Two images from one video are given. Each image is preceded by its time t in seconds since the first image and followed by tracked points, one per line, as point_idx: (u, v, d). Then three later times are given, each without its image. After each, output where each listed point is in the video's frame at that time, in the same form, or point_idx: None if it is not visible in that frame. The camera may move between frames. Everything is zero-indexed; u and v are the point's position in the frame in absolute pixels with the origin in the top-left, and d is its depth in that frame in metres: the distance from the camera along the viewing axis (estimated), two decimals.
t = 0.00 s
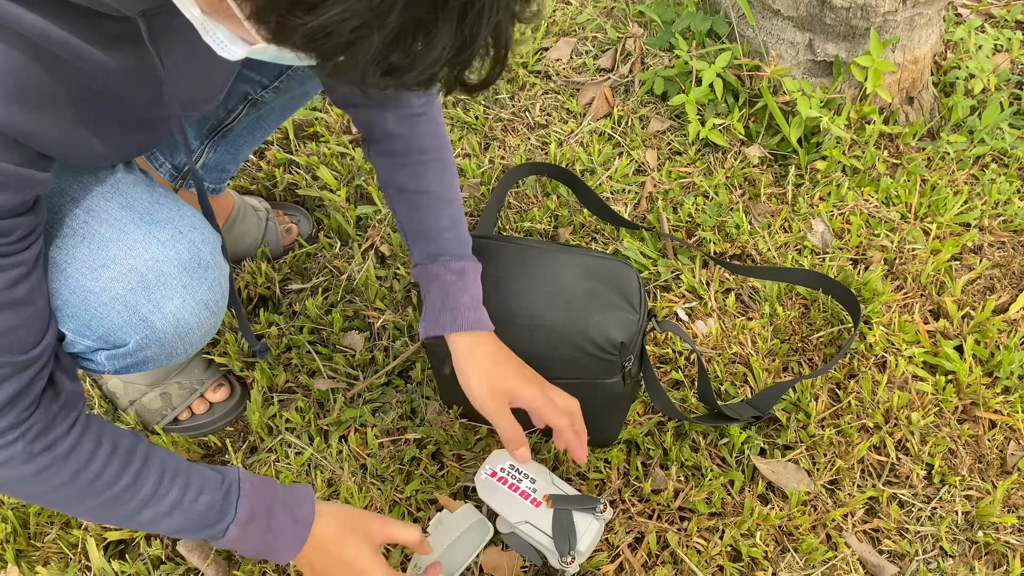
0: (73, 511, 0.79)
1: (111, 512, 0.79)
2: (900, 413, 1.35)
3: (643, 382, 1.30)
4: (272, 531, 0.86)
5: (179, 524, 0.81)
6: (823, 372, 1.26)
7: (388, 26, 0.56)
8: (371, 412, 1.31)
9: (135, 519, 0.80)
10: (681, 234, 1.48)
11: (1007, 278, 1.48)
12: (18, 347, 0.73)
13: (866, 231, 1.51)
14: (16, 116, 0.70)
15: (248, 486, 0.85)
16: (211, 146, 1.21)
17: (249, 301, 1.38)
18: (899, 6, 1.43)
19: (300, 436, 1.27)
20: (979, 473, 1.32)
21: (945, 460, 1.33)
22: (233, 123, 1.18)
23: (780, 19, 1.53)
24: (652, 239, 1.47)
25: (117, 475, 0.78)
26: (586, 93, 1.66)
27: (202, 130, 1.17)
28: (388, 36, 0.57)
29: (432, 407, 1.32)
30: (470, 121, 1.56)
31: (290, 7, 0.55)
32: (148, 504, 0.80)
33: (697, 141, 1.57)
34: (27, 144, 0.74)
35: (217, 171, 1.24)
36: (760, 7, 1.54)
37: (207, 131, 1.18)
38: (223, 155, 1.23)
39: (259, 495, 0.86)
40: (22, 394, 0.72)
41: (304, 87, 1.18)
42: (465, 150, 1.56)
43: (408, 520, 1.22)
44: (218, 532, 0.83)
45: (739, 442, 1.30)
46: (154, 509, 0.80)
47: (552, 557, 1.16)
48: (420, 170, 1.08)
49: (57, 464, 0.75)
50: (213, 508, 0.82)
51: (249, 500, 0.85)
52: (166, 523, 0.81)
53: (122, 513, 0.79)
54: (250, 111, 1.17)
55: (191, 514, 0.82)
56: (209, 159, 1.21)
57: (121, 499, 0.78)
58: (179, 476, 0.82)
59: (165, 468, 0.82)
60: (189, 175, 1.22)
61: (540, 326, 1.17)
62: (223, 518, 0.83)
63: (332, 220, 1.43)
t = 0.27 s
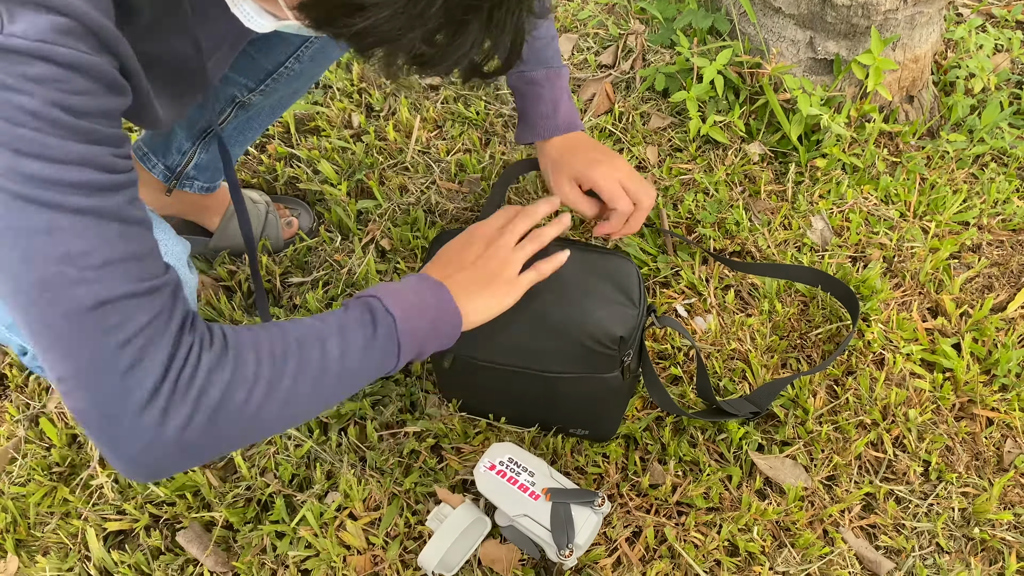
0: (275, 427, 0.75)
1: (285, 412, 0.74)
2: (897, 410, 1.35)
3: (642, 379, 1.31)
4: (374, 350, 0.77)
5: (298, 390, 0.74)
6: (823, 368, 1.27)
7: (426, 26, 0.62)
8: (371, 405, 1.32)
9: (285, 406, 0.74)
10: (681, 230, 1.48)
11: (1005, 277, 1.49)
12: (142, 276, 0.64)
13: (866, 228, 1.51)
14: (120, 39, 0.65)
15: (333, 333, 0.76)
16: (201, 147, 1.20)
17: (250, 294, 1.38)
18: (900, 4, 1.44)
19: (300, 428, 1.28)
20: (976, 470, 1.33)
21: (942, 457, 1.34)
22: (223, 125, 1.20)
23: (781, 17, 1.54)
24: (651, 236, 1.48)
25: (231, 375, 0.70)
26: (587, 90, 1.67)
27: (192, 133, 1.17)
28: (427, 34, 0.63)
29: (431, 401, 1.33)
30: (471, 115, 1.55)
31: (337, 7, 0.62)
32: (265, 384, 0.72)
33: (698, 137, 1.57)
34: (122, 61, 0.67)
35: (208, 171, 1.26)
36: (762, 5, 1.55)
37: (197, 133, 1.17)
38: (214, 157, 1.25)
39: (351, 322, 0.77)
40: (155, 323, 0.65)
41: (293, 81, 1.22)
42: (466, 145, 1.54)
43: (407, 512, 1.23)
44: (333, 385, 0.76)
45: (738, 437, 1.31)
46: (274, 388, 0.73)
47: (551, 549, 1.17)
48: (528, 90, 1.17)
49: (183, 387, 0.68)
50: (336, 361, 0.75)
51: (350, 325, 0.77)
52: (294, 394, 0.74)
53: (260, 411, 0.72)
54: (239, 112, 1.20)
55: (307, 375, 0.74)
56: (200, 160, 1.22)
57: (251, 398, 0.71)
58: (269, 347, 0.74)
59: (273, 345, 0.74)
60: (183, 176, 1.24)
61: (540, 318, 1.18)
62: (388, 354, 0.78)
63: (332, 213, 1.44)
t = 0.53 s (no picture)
0: (173, 437, 0.79)
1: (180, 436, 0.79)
2: (920, 435, 1.32)
3: (659, 394, 1.26)
4: (366, 377, 0.84)
5: (290, 404, 0.81)
6: (846, 388, 1.24)
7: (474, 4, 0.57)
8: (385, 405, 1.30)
9: (231, 419, 0.79)
10: (706, 240, 1.46)
11: None
12: (113, 292, 0.72)
13: (895, 247, 1.48)
14: (172, 45, 0.71)
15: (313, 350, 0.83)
16: (229, 137, 1.17)
17: (268, 286, 1.37)
18: (943, 19, 1.40)
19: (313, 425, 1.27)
20: (997, 500, 1.31)
21: (963, 485, 1.31)
22: (248, 117, 1.14)
23: (819, 28, 1.50)
24: (676, 244, 1.45)
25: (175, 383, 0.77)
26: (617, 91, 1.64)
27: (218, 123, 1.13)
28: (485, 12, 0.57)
29: (447, 404, 1.31)
30: (498, 113, 1.53)
31: None
32: (264, 396, 0.80)
33: (727, 146, 1.54)
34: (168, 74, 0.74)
35: (233, 163, 1.22)
36: (800, 13, 1.51)
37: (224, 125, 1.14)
38: (241, 147, 1.20)
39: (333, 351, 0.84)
40: (100, 321, 0.71)
41: (334, 55, 1.17)
42: (491, 143, 1.52)
43: (418, 515, 1.21)
44: (317, 403, 0.82)
45: (756, 455, 1.29)
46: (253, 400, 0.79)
47: (561, 561, 1.16)
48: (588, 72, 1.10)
49: (134, 393, 0.74)
50: (295, 377, 0.81)
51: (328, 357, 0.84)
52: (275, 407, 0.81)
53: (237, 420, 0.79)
54: (266, 105, 1.14)
55: (306, 390, 0.82)
56: (225, 151, 1.18)
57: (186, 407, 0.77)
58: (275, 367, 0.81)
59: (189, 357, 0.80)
60: (206, 168, 1.20)
61: (545, 360, 1.17)
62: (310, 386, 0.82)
63: (354, 208, 1.42)
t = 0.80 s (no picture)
0: (204, 425, 0.83)
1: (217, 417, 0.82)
2: (925, 437, 1.32)
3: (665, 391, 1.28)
4: (395, 346, 0.87)
5: (317, 381, 0.85)
6: (850, 391, 1.23)
7: None
8: (388, 408, 1.29)
9: (258, 402, 0.83)
10: (711, 241, 1.45)
11: None
12: (125, 296, 0.75)
13: (900, 247, 1.47)
14: (164, 45, 0.70)
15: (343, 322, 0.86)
16: (229, 139, 1.17)
17: (269, 288, 1.36)
18: (949, 19, 1.39)
19: (316, 428, 1.26)
20: (1003, 503, 1.30)
21: (969, 488, 1.30)
22: (247, 117, 1.15)
23: (824, 27, 1.49)
24: (680, 245, 1.44)
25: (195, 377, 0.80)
26: (620, 91, 1.63)
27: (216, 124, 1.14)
28: None
29: (450, 407, 1.31)
30: (501, 113, 1.51)
31: None
32: (285, 377, 0.83)
33: (731, 146, 1.53)
34: (160, 71, 0.72)
35: (233, 165, 1.22)
36: (805, 13, 1.50)
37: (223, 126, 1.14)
38: (241, 148, 1.20)
39: (358, 328, 0.86)
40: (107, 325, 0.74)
41: (335, 53, 1.17)
42: (493, 143, 1.50)
43: (421, 520, 1.20)
44: (347, 378, 0.86)
45: (762, 459, 1.27)
46: (277, 380, 0.83)
47: (567, 567, 1.15)
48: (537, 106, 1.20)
49: (143, 391, 0.77)
50: (322, 356, 0.85)
51: (351, 336, 0.86)
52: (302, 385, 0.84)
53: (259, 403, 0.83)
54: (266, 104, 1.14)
55: (331, 367, 0.85)
56: (224, 153, 1.19)
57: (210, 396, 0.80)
58: (299, 344, 0.85)
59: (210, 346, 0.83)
60: (206, 170, 1.21)
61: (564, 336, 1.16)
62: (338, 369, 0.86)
63: (356, 209, 1.41)
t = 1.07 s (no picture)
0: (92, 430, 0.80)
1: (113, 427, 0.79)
2: (922, 422, 1.31)
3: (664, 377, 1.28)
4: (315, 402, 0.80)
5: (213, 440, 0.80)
6: (847, 376, 1.23)
7: None
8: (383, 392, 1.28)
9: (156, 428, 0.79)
10: (708, 226, 1.44)
11: None
12: (44, 267, 0.75)
13: (897, 233, 1.46)
14: (142, 31, 0.71)
15: (259, 380, 0.80)
16: (221, 117, 1.16)
17: (264, 272, 1.35)
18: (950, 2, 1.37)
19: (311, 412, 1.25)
20: (999, 488, 1.30)
21: (965, 473, 1.30)
22: (242, 95, 1.13)
23: (823, 10, 1.48)
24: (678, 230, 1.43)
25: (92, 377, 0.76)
26: (617, 75, 1.62)
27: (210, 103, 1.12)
28: None
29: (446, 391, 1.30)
30: (497, 96, 1.50)
31: None
32: (188, 422, 0.79)
33: (730, 130, 1.52)
34: (133, 54, 0.72)
35: (226, 143, 1.21)
36: None
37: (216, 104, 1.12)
38: (235, 127, 1.18)
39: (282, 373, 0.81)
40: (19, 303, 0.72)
41: (328, 29, 1.16)
42: (490, 126, 1.49)
43: (417, 504, 1.20)
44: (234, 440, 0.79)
45: (759, 444, 1.27)
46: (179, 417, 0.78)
47: (563, 551, 1.15)
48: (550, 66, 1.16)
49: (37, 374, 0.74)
50: (222, 406, 0.79)
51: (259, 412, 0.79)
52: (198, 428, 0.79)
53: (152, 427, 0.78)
54: (260, 82, 1.12)
55: (229, 420, 0.79)
56: (218, 131, 1.17)
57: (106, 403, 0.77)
58: (209, 383, 0.79)
59: (122, 353, 0.79)
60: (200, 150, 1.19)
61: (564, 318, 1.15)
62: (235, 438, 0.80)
63: (352, 192, 1.40)
